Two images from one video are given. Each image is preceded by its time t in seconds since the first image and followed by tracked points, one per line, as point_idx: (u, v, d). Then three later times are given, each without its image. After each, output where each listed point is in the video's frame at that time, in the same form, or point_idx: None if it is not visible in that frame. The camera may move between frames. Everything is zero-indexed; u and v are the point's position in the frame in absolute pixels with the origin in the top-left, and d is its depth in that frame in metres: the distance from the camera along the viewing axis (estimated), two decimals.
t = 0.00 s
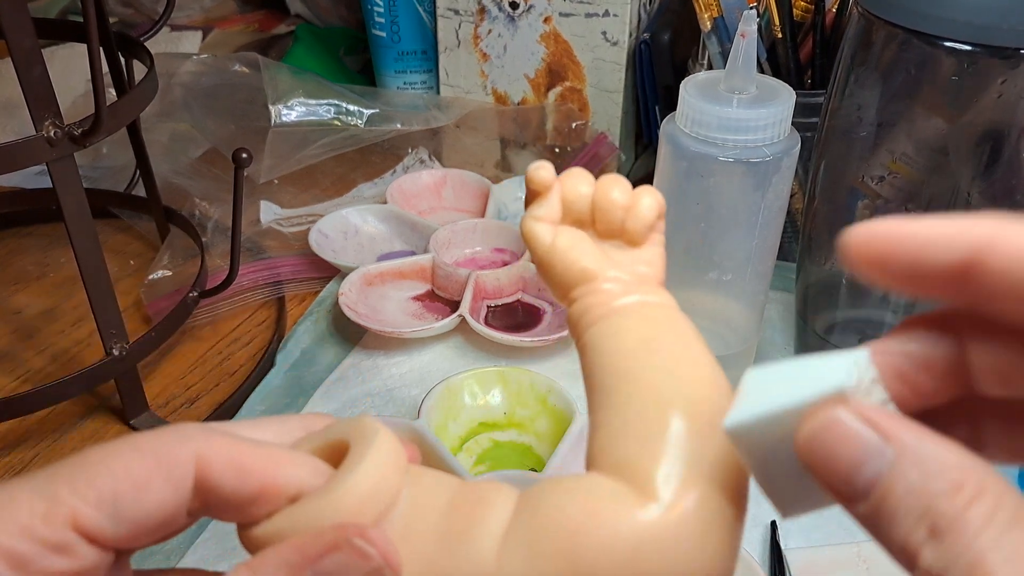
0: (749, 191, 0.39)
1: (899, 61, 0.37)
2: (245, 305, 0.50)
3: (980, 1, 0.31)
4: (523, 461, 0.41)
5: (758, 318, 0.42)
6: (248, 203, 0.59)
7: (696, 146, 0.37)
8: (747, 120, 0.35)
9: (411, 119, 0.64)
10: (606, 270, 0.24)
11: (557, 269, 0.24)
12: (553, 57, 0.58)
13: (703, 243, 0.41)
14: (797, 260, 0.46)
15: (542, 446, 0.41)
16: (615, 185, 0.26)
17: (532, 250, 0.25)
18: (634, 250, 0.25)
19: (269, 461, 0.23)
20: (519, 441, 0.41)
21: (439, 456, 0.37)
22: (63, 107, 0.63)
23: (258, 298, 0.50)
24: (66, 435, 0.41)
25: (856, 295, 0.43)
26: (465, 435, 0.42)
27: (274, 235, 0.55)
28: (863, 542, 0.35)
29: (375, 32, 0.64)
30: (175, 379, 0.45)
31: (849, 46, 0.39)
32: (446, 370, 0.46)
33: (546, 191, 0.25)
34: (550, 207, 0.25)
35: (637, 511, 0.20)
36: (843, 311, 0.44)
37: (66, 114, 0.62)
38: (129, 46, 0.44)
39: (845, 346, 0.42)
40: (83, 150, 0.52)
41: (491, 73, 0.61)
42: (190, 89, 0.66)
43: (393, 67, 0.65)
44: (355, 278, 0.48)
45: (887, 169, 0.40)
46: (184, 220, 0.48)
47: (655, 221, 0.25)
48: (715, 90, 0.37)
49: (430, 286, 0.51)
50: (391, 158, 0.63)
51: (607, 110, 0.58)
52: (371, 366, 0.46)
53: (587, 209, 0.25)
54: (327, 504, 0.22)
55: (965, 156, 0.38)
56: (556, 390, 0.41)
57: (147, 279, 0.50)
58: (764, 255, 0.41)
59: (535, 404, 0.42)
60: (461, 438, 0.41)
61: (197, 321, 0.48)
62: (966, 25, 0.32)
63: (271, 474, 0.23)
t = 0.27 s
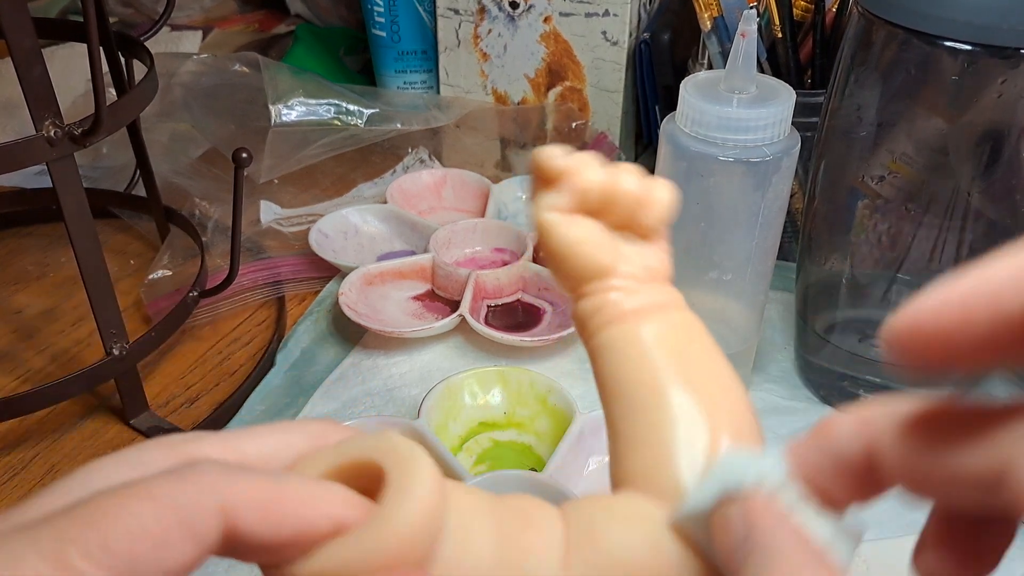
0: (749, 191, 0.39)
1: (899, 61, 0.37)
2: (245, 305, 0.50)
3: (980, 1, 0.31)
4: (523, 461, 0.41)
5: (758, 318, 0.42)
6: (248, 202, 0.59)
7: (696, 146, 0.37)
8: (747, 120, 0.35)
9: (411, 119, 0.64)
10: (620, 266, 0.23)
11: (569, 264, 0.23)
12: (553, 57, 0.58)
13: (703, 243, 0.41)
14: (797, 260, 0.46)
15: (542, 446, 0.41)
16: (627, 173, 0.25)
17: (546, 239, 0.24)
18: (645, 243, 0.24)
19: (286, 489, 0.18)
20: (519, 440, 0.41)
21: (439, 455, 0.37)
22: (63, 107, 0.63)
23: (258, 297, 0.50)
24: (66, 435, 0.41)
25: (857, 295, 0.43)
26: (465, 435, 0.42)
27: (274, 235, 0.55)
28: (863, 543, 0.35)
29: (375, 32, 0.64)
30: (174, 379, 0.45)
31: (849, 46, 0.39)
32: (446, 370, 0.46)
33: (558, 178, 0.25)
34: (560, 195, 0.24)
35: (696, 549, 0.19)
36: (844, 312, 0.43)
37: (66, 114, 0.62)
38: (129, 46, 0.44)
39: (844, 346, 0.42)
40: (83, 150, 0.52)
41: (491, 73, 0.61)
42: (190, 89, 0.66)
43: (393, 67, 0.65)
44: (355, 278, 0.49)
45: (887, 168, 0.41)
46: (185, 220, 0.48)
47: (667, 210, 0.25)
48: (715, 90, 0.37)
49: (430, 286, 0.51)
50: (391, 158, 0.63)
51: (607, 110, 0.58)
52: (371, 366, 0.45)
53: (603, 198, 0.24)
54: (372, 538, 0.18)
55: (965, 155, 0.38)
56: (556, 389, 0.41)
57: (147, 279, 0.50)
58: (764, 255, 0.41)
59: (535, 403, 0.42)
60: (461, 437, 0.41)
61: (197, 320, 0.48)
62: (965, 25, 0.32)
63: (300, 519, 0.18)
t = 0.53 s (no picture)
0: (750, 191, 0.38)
1: (899, 61, 0.37)
2: (246, 305, 0.50)
3: (980, 2, 0.31)
4: (523, 460, 0.41)
5: (757, 318, 0.42)
6: (248, 202, 0.59)
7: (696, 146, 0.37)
8: (748, 120, 0.35)
9: (411, 119, 0.64)
10: (679, 266, 0.22)
11: (632, 267, 0.22)
12: (553, 57, 0.58)
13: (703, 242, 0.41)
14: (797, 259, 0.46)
15: (542, 445, 0.41)
16: (695, 165, 0.22)
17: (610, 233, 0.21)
18: (699, 245, 0.23)
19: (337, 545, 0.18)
20: (519, 440, 0.42)
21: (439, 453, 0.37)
22: (64, 107, 0.63)
23: (259, 297, 0.50)
24: (67, 435, 0.41)
25: (856, 295, 0.43)
26: (465, 434, 0.42)
27: (274, 235, 0.55)
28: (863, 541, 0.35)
29: (376, 32, 0.64)
30: (175, 379, 0.45)
31: (849, 46, 0.39)
32: (446, 370, 0.46)
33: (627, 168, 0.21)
34: (624, 187, 0.21)
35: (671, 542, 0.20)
36: (843, 311, 0.44)
37: (67, 114, 0.62)
38: (130, 47, 0.44)
39: (844, 346, 0.42)
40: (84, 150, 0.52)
41: (491, 73, 0.61)
42: (190, 89, 0.66)
43: (393, 67, 0.65)
44: (355, 278, 0.49)
45: (886, 168, 0.41)
46: (186, 220, 0.48)
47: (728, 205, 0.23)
48: (715, 90, 0.37)
49: (430, 286, 0.51)
50: (392, 158, 0.63)
51: (607, 111, 0.58)
52: (371, 365, 0.46)
53: (671, 197, 0.22)
54: None
55: (965, 155, 0.38)
56: (556, 389, 0.41)
57: (147, 279, 0.51)
58: (763, 254, 0.41)
59: (535, 403, 0.42)
60: (461, 437, 0.41)
61: (197, 320, 0.48)
62: (964, 26, 0.32)
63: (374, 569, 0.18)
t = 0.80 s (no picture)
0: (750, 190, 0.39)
1: (899, 61, 0.37)
2: (246, 305, 0.50)
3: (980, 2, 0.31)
4: (523, 460, 0.41)
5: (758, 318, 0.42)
6: (248, 202, 0.59)
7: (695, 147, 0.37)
8: (747, 120, 0.35)
9: (411, 119, 0.64)
10: (697, 283, 0.22)
11: (650, 276, 0.22)
12: (553, 57, 0.58)
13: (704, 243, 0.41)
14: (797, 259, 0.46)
15: (542, 445, 0.41)
16: (718, 181, 0.22)
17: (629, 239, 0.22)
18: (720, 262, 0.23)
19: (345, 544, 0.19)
20: (519, 440, 0.42)
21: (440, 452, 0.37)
22: (64, 107, 0.63)
23: (259, 297, 0.50)
24: (67, 434, 0.41)
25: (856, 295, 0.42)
26: (465, 434, 0.42)
27: (274, 235, 0.55)
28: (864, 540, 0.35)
29: (376, 32, 0.64)
30: (175, 379, 0.45)
31: (849, 46, 0.40)
32: (446, 370, 0.46)
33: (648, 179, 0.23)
34: (650, 196, 0.22)
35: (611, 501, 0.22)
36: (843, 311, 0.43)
37: (67, 115, 0.62)
38: (130, 47, 0.44)
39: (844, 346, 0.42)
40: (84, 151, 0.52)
41: (491, 73, 0.61)
42: (191, 90, 0.66)
43: (393, 67, 0.65)
44: (355, 278, 0.49)
45: (886, 168, 0.40)
46: (187, 221, 0.48)
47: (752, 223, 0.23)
48: (715, 90, 0.37)
49: (430, 286, 0.51)
50: (391, 158, 0.64)
51: (607, 111, 0.58)
52: (371, 365, 0.46)
53: (695, 210, 0.22)
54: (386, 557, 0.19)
55: (964, 155, 0.38)
56: (556, 389, 0.41)
57: (147, 279, 0.51)
58: (764, 254, 0.41)
59: (535, 403, 0.42)
60: (461, 437, 0.41)
61: (197, 320, 0.48)
62: (964, 27, 0.32)
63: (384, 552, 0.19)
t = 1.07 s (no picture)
0: (749, 190, 0.39)
1: (899, 61, 0.37)
2: (247, 305, 0.50)
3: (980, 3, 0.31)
4: (523, 460, 0.41)
5: (758, 318, 0.42)
6: (249, 202, 0.59)
7: (695, 146, 0.38)
8: (747, 120, 0.35)
9: (411, 119, 0.64)
10: (617, 249, 0.26)
11: (568, 246, 0.26)
12: (553, 57, 0.58)
13: (704, 243, 0.41)
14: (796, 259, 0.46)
15: (542, 445, 0.41)
16: (621, 165, 0.28)
17: (545, 225, 0.27)
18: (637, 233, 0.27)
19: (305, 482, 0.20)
20: (519, 440, 0.42)
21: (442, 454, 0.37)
22: (64, 108, 0.63)
23: (259, 297, 0.50)
24: (67, 434, 0.41)
25: (856, 295, 0.43)
26: (465, 435, 0.42)
27: (274, 235, 0.55)
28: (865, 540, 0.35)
29: (376, 32, 0.64)
30: (175, 379, 0.45)
31: (849, 46, 0.39)
32: (446, 370, 0.46)
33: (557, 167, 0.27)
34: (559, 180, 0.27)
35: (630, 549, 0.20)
36: (843, 311, 0.44)
37: (67, 115, 0.62)
38: (130, 47, 0.44)
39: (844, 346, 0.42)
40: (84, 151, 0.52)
41: (491, 73, 0.61)
42: (191, 90, 0.66)
43: (393, 67, 0.65)
44: (355, 278, 0.49)
45: (886, 168, 0.41)
46: (187, 221, 0.48)
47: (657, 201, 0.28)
48: (715, 90, 0.37)
49: (430, 286, 0.51)
50: (391, 158, 0.64)
51: (607, 111, 0.58)
52: (371, 365, 0.46)
53: (599, 187, 0.27)
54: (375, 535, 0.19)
55: (965, 155, 0.38)
56: (556, 389, 0.41)
57: (147, 279, 0.51)
58: (764, 254, 0.41)
59: (535, 403, 0.42)
60: (462, 437, 0.41)
61: (197, 320, 0.48)
62: (965, 27, 0.32)
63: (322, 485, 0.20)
